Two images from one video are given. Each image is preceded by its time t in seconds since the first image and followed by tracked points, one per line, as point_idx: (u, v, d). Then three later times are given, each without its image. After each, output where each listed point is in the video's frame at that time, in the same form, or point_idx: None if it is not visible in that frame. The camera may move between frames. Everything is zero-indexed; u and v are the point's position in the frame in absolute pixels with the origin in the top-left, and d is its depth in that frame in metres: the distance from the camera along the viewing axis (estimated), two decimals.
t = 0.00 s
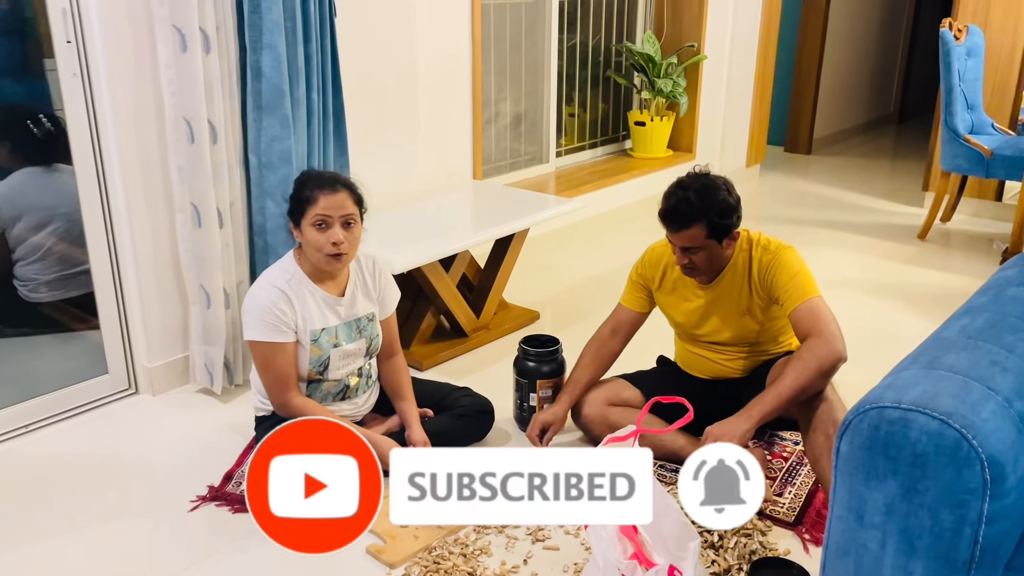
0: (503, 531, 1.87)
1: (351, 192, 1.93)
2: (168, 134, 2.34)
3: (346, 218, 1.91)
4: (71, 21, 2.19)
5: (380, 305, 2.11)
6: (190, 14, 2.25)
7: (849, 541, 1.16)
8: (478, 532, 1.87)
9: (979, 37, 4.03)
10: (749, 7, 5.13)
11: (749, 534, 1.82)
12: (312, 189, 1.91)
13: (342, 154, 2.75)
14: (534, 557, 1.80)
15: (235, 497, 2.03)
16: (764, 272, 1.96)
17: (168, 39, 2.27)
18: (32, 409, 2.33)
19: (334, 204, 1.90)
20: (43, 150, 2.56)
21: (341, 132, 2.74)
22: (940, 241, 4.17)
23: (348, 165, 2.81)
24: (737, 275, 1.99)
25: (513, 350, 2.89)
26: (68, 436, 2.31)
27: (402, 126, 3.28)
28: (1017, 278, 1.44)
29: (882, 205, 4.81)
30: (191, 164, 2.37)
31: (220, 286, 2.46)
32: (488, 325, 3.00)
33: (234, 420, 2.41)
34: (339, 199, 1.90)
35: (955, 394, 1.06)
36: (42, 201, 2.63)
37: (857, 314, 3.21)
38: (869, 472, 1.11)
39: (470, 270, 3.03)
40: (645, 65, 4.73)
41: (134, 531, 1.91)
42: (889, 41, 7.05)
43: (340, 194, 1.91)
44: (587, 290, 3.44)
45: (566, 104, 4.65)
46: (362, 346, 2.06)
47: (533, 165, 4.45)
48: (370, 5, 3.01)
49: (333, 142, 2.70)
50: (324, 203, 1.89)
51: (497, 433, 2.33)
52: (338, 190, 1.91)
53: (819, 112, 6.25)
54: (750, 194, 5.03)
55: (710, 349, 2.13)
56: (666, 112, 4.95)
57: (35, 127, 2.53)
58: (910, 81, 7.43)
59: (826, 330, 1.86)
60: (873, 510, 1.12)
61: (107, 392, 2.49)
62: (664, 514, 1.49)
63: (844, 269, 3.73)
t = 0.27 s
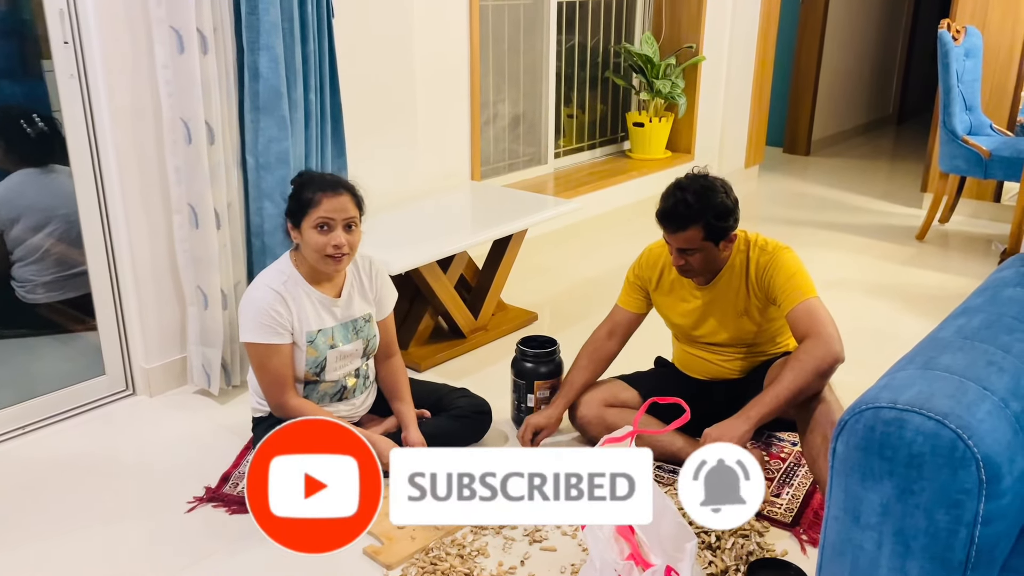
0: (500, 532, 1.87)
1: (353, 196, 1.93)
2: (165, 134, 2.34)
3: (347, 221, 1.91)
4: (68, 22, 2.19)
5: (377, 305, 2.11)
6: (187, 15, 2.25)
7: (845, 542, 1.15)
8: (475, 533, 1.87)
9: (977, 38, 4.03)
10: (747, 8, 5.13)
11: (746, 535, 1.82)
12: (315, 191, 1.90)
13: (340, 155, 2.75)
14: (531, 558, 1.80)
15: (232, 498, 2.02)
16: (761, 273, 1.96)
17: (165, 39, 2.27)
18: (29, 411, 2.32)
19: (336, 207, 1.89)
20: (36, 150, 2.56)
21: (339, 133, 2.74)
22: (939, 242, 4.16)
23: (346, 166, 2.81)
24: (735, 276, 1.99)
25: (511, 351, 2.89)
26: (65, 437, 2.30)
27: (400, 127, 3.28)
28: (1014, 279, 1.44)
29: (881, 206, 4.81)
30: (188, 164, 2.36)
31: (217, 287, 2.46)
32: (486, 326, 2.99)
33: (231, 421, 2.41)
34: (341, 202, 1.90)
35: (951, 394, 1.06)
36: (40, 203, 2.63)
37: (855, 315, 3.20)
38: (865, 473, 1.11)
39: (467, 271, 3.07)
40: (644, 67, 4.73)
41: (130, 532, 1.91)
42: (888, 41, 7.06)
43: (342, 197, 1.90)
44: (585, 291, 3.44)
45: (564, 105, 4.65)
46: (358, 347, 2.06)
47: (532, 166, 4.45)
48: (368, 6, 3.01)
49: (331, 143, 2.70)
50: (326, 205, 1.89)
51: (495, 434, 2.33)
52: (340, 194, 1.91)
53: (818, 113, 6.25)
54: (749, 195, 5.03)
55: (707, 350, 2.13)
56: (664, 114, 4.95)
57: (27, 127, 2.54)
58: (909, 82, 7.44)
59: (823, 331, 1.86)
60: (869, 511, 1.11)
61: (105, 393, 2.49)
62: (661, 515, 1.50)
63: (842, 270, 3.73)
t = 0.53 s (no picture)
0: (501, 533, 1.88)
1: (355, 200, 1.93)
2: (166, 136, 2.34)
3: (349, 225, 1.91)
4: (68, 23, 2.20)
5: (376, 307, 2.11)
6: (187, 17, 2.25)
7: (845, 543, 1.16)
8: (475, 535, 1.87)
9: (976, 40, 4.04)
10: (746, 11, 5.13)
11: (746, 536, 1.82)
12: (317, 195, 1.89)
13: (340, 157, 2.76)
14: (532, 559, 1.80)
15: (233, 499, 2.03)
16: (760, 274, 1.97)
17: (165, 41, 2.27)
18: (29, 412, 2.33)
19: (339, 211, 1.89)
20: (33, 152, 2.56)
21: (339, 135, 2.74)
22: (938, 243, 4.17)
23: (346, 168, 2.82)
24: (733, 278, 1.99)
25: (511, 353, 2.89)
26: (65, 438, 2.31)
27: (400, 128, 3.28)
28: (1013, 281, 1.44)
29: (880, 208, 4.81)
30: (188, 166, 2.37)
31: (218, 288, 2.46)
32: (486, 328, 3.00)
33: (232, 422, 2.41)
34: (344, 207, 1.90)
35: (950, 396, 1.07)
36: (41, 206, 2.63)
37: (855, 316, 3.21)
38: (864, 474, 1.11)
39: (467, 272, 3.06)
40: (643, 68, 4.73)
41: (131, 534, 1.91)
42: (887, 43, 7.07)
43: (344, 201, 1.90)
44: (585, 292, 3.45)
45: (564, 107, 4.66)
46: (357, 350, 2.07)
47: (532, 168, 4.46)
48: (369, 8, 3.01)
49: (331, 144, 2.71)
50: (330, 210, 1.88)
51: (495, 435, 2.34)
52: (343, 198, 1.90)
53: (818, 115, 6.26)
54: (748, 197, 5.04)
55: (706, 352, 2.14)
56: (664, 115, 4.96)
57: (22, 128, 2.55)
58: (908, 84, 7.45)
59: (822, 332, 1.87)
60: (868, 512, 1.12)
61: (105, 395, 2.49)
62: (661, 515, 1.51)
63: (842, 272, 3.73)
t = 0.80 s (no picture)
0: (503, 534, 1.88)
1: (358, 202, 1.93)
2: (169, 138, 2.34)
3: (352, 227, 1.91)
4: (71, 25, 2.20)
5: (378, 309, 2.11)
6: (190, 19, 2.25)
7: (849, 544, 1.16)
8: (478, 536, 1.87)
9: (977, 42, 4.04)
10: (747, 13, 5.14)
11: (748, 537, 1.82)
12: (320, 197, 1.89)
13: (342, 159, 2.76)
14: (534, 561, 1.80)
15: (235, 501, 2.03)
16: (761, 276, 1.97)
17: (168, 43, 2.27)
18: (32, 414, 2.33)
19: (343, 214, 1.89)
20: (32, 153, 2.56)
21: (341, 136, 2.74)
22: (939, 245, 4.17)
23: (348, 169, 2.82)
24: (734, 280, 1.99)
25: (512, 355, 2.90)
26: (68, 440, 2.31)
27: (402, 130, 3.28)
28: (1015, 282, 1.44)
29: (881, 210, 4.81)
30: (191, 167, 2.37)
31: (220, 290, 2.46)
32: (488, 329, 3.00)
33: (233, 424, 2.41)
34: (348, 209, 1.90)
35: (953, 397, 1.07)
36: (41, 208, 2.63)
37: (856, 318, 3.21)
38: (868, 475, 1.11)
39: (468, 274, 3.05)
40: (644, 70, 4.74)
41: (133, 535, 1.91)
42: (888, 45, 7.07)
43: (348, 204, 1.90)
44: (587, 294, 3.45)
45: (565, 109, 4.66)
46: (359, 352, 2.07)
47: (533, 170, 4.46)
48: (371, 10, 3.02)
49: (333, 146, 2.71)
50: (334, 212, 1.88)
51: (496, 437, 2.34)
52: (347, 200, 1.90)
53: (818, 117, 6.27)
54: (749, 199, 5.04)
55: (708, 354, 2.14)
56: (665, 117, 4.96)
57: (21, 129, 2.55)
58: (908, 86, 7.45)
59: (822, 334, 1.87)
60: (872, 513, 1.12)
61: (107, 397, 2.49)
62: (663, 517, 1.50)
63: (843, 274, 3.73)
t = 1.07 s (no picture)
0: (505, 536, 1.88)
1: (367, 203, 1.93)
2: (171, 140, 2.35)
3: (362, 229, 1.91)
4: (74, 28, 2.21)
5: (383, 311, 2.12)
6: (192, 21, 2.26)
7: (851, 546, 1.16)
8: (479, 537, 1.87)
9: (978, 44, 4.04)
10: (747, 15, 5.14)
11: (750, 539, 1.82)
12: (330, 198, 1.89)
13: (344, 161, 2.76)
14: (536, 562, 1.80)
15: (237, 502, 2.03)
16: (762, 278, 1.97)
17: (170, 46, 2.28)
18: (33, 415, 2.33)
19: (353, 215, 1.89)
20: (34, 153, 2.57)
21: (343, 138, 2.75)
22: (939, 247, 4.18)
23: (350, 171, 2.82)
24: (735, 281, 2.00)
25: (514, 356, 2.90)
26: (69, 441, 2.31)
27: (403, 132, 3.29)
28: (1017, 284, 1.45)
29: (881, 212, 4.82)
30: (192, 169, 2.37)
31: (222, 291, 2.46)
32: (489, 331, 3.00)
33: (235, 425, 2.42)
34: (358, 210, 1.90)
35: (956, 399, 1.07)
36: (44, 208, 2.63)
37: (857, 320, 3.21)
38: (870, 477, 1.11)
39: (471, 276, 3.08)
40: (645, 73, 4.74)
41: (135, 536, 1.92)
42: (888, 47, 7.08)
43: (358, 205, 1.90)
44: (588, 296, 3.45)
45: (566, 111, 4.66)
46: (363, 354, 2.07)
47: (534, 171, 4.46)
48: (372, 12, 3.02)
49: (335, 149, 2.71)
50: (345, 213, 1.88)
51: (498, 438, 2.34)
52: (357, 201, 1.91)
53: (818, 119, 6.27)
54: (750, 201, 5.05)
55: (709, 355, 2.14)
56: (665, 119, 4.97)
57: (25, 129, 2.57)
58: (908, 88, 7.46)
59: (824, 335, 1.87)
60: (874, 515, 1.12)
61: (109, 398, 2.49)
62: (665, 518, 1.51)
63: (844, 275, 3.74)
